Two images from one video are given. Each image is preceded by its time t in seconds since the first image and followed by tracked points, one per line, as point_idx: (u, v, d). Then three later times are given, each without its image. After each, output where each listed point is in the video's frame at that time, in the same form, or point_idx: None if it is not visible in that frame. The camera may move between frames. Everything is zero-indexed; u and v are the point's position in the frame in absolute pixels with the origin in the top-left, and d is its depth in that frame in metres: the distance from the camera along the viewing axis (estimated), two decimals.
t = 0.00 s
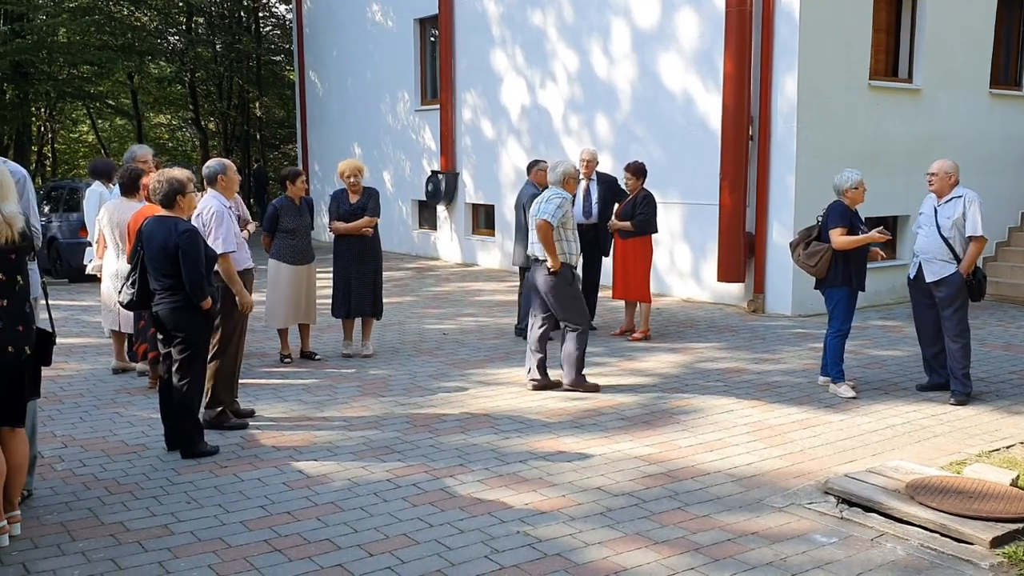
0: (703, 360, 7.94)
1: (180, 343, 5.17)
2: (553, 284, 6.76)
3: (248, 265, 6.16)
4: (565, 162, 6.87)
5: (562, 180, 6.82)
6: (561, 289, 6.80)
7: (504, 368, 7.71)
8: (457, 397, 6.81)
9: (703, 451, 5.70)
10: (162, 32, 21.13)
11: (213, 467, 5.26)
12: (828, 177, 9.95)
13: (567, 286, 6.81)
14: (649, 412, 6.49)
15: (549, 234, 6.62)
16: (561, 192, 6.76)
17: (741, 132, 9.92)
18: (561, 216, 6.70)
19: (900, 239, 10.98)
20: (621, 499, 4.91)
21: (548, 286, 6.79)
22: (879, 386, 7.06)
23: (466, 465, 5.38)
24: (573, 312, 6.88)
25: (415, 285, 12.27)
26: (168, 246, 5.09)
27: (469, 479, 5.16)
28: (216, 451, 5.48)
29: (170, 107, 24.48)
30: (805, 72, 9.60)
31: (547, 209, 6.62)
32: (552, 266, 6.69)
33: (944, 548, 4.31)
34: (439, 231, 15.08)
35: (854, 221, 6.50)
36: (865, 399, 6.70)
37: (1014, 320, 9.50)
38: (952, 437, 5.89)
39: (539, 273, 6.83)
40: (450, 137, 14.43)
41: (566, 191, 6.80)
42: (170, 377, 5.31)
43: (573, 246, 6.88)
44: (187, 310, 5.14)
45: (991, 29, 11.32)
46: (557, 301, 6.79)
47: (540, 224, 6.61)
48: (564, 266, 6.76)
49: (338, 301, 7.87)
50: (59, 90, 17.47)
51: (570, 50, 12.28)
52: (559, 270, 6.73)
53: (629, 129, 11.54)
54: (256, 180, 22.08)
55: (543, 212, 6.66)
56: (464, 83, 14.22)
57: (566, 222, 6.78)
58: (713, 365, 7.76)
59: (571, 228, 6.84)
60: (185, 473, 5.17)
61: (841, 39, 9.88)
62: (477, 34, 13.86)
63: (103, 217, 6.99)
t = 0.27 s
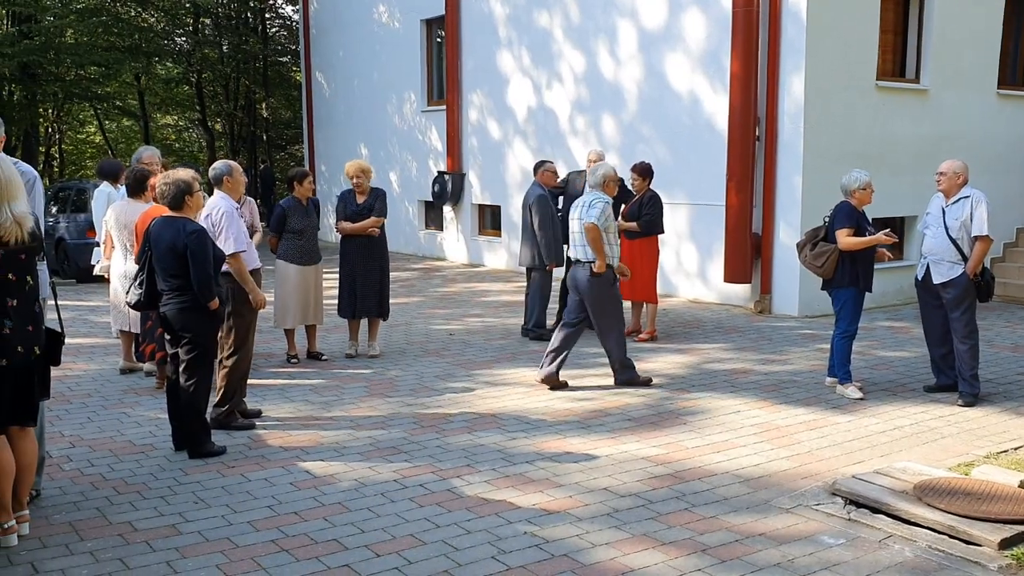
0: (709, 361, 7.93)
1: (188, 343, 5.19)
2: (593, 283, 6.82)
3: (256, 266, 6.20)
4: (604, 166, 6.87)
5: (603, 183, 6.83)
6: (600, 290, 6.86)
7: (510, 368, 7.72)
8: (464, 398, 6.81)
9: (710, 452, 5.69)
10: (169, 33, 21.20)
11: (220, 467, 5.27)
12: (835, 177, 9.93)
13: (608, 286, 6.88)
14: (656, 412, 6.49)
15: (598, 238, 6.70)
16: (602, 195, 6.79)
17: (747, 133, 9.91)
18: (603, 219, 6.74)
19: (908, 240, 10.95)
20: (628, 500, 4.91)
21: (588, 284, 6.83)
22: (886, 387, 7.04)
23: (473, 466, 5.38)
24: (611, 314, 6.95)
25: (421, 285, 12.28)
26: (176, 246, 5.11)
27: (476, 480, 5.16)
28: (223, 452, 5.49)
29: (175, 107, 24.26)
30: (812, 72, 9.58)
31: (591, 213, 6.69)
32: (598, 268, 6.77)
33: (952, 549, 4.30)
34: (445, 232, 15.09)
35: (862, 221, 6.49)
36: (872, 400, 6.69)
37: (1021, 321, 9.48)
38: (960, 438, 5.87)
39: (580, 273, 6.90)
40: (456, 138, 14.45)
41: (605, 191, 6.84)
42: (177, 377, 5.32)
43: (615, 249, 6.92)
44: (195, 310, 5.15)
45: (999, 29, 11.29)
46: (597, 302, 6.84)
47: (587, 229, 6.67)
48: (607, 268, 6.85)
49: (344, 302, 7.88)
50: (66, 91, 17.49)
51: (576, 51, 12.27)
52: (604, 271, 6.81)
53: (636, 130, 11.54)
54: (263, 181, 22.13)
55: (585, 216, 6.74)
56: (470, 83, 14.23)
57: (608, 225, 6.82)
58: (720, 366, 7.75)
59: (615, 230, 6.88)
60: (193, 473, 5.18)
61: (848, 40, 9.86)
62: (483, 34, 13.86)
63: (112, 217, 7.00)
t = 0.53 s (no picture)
0: (712, 361, 7.93)
1: (191, 342, 5.19)
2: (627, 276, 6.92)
3: (259, 263, 6.25)
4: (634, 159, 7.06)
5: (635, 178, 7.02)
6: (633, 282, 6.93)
7: (513, 368, 7.72)
8: (466, 397, 6.81)
9: (713, 452, 5.69)
10: (172, 33, 21.24)
11: (223, 466, 5.28)
12: (838, 177, 9.93)
13: (641, 280, 6.97)
14: (659, 412, 6.49)
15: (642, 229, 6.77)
16: (635, 189, 6.93)
17: (750, 132, 9.91)
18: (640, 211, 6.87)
19: (911, 241, 10.94)
20: (631, 500, 4.91)
21: (623, 277, 6.92)
22: (889, 388, 7.04)
23: (476, 465, 5.38)
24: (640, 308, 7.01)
25: (424, 284, 12.28)
26: (180, 244, 5.11)
27: (479, 479, 5.16)
28: (226, 450, 5.49)
29: (182, 108, 24.53)
30: (816, 72, 9.57)
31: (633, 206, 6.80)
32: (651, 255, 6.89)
33: (955, 550, 4.29)
34: (448, 231, 15.10)
35: (864, 222, 6.48)
36: (875, 400, 6.69)
37: None
38: (963, 439, 5.87)
39: (614, 267, 6.98)
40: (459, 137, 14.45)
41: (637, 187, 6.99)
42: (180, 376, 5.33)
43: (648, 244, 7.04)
44: (199, 308, 5.16)
45: (1002, 30, 11.28)
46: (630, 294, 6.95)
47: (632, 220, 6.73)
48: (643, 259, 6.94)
49: (346, 301, 7.89)
50: (70, 90, 17.56)
51: (579, 50, 12.27)
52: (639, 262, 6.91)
53: (639, 129, 11.54)
54: (266, 180, 22.18)
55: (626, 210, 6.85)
56: (473, 83, 14.23)
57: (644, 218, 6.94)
58: (723, 366, 7.75)
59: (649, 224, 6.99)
60: (195, 471, 5.19)
61: (852, 39, 9.86)
62: (486, 34, 13.86)
63: (115, 218, 7.01)
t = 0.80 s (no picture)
0: (718, 361, 7.91)
1: (197, 341, 5.20)
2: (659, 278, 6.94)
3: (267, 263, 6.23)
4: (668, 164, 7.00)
5: (670, 182, 7.00)
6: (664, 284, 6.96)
7: (518, 368, 7.72)
8: (472, 397, 6.82)
9: (718, 452, 5.68)
10: (179, 33, 21.32)
11: (229, 465, 5.29)
12: (844, 178, 9.90)
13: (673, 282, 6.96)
14: (665, 413, 6.48)
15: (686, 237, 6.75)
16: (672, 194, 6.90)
17: (757, 132, 9.89)
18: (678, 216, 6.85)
19: (918, 241, 10.91)
20: (636, 500, 4.90)
21: (656, 279, 6.92)
22: (896, 388, 7.02)
23: (481, 465, 5.38)
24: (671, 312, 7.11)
25: (430, 284, 12.28)
26: (186, 244, 5.12)
27: (484, 479, 5.16)
28: (232, 449, 5.50)
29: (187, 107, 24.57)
30: (822, 72, 9.55)
31: (677, 216, 6.74)
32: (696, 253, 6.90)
33: (962, 551, 4.28)
34: (454, 231, 15.10)
35: (870, 222, 6.47)
36: (882, 401, 6.67)
37: None
38: (970, 440, 5.85)
39: (648, 270, 6.99)
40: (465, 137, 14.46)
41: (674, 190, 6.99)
42: (186, 375, 5.34)
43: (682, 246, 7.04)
44: (205, 308, 5.17)
45: (1010, 29, 11.24)
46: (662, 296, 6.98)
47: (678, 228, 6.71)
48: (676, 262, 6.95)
49: (351, 300, 7.90)
50: (77, 90, 17.64)
51: (585, 50, 12.26)
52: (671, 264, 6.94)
53: (645, 130, 11.52)
54: (272, 180, 22.25)
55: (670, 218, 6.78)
56: (479, 83, 14.23)
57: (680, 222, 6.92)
58: (729, 366, 7.74)
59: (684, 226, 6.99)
60: (201, 470, 5.20)
61: (858, 39, 9.83)
62: (493, 34, 13.86)
63: (119, 218, 7.05)
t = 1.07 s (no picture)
0: (725, 363, 7.90)
1: (205, 341, 5.21)
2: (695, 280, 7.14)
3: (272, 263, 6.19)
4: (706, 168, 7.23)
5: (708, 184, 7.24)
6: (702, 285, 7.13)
7: (525, 368, 7.72)
8: (478, 397, 6.83)
9: (725, 454, 5.67)
10: (188, 32, 21.71)
11: (236, 464, 5.30)
12: (852, 179, 9.88)
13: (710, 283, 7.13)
14: (672, 414, 6.47)
15: (721, 247, 7.09)
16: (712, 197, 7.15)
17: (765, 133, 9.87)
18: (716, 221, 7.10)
19: (926, 243, 10.88)
20: (642, 501, 4.90)
21: (695, 280, 7.13)
22: (903, 390, 7.00)
23: (487, 465, 5.38)
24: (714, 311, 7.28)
25: (436, 284, 12.29)
26: (193, 243, 5.13)
27: (490, 480, 5.16)
28: (238, 449, 5.51)
29: (192, 104, 24.46)
30: (830, 73, 9.53)
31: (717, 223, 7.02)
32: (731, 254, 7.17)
33: (969, 554, 4.27)
34: (460, 231, 15.11)
35: (878, 223, 6.44)
36: (889, 403, 6.66)
37: None
38: (978, 443, 5.83)
39: (687, 271, 7.19)
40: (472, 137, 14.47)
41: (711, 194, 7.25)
42: (193, 375, 5.35)
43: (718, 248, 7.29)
44: (212, 308, 5.17)
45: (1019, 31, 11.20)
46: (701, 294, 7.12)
47: (720, 240, 7.04)
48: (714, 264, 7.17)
49: (357, 300, 7.91)
50: (86, 90, 17.72)
51: (593, 50, 12.26)
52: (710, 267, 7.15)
53: (652, 130, 11.51)
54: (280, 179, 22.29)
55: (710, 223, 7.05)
56: (487, 83, 14.24)
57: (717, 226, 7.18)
58: (736, 368, 7.73)
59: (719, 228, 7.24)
60: (208, 470, 5.22)
61: (866, 40, 9.81)
62: (500, 34, 13.87)
63: (127, 217, 7.05)
